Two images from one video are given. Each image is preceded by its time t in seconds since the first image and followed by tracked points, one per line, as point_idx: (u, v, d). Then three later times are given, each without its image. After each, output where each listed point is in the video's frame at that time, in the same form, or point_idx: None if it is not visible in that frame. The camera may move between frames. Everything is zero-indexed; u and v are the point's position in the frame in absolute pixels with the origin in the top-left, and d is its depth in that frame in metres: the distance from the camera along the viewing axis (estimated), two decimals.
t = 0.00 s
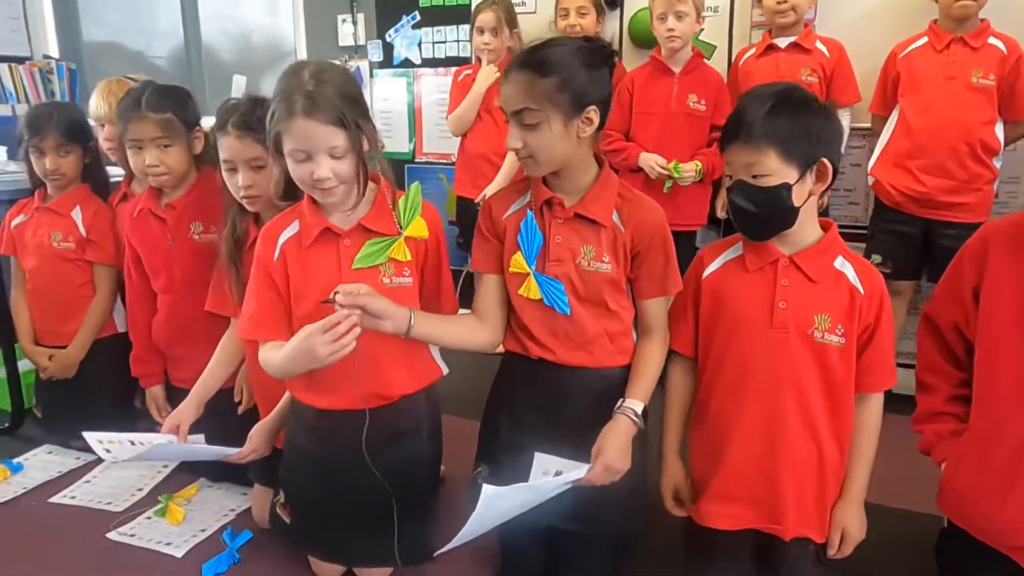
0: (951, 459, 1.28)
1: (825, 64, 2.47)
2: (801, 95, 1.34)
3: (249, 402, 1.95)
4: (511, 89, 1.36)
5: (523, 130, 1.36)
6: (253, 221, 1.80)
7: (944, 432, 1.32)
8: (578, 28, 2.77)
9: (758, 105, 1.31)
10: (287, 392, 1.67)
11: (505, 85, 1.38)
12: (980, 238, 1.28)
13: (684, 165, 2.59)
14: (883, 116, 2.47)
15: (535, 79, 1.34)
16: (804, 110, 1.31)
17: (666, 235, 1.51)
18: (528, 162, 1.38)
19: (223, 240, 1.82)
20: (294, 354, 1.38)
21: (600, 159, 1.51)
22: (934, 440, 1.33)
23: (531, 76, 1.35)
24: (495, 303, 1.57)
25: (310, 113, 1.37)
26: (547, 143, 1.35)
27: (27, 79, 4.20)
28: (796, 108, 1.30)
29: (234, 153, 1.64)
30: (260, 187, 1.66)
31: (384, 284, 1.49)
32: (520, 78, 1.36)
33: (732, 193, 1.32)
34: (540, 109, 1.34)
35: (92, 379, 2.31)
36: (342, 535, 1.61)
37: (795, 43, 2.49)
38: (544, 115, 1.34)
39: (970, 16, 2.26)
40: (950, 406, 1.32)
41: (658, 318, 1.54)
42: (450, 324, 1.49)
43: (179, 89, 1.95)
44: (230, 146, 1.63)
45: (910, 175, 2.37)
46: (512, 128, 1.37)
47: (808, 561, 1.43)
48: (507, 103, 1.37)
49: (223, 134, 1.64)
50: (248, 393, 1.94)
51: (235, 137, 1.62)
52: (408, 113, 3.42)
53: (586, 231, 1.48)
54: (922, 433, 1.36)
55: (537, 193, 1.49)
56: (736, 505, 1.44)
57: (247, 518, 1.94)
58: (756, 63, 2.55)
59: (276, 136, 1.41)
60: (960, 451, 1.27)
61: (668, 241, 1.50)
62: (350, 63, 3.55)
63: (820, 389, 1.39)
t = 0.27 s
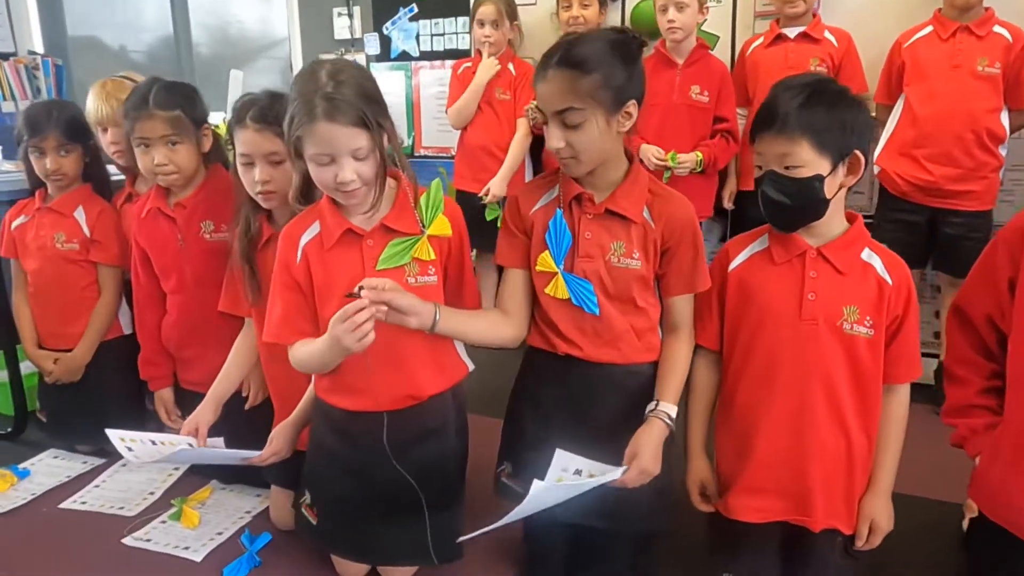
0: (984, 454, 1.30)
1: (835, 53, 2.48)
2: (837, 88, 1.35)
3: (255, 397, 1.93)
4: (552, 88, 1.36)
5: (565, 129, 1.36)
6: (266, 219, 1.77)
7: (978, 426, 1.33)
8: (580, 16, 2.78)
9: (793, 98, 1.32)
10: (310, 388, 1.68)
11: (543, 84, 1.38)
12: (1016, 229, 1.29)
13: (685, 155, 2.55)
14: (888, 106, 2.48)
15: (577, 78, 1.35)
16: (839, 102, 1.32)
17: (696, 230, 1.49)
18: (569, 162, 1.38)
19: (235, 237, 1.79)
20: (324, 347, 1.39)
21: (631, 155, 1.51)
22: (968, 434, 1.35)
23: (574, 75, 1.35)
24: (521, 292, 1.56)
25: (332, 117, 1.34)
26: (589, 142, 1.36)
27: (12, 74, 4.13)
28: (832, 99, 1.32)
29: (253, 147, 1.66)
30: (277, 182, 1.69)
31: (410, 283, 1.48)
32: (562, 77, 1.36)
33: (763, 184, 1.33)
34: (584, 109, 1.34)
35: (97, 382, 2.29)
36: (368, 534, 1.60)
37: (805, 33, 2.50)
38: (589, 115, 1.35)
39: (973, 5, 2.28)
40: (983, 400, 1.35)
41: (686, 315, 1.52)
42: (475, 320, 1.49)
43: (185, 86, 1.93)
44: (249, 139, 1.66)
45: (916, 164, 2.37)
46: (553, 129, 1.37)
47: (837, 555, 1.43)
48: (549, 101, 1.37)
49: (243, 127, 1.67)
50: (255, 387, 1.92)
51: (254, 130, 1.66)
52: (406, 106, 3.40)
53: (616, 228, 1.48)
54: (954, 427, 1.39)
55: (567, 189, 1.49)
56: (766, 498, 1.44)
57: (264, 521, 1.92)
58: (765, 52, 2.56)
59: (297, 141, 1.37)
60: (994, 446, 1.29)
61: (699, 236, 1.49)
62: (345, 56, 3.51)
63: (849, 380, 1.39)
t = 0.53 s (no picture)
0: None
1: (862, 40, 2.45)
2: (885, 73, 1.33)
3: (285, 396, 1.92)
4: (590, 84, 1.33)
5: (603, 125, 1.34)
6: (295, 217, 1.76)
7: None
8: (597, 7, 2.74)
9: (843, 87, 1.30)
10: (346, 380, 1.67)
11: (579, 80, 1.35)
12: None
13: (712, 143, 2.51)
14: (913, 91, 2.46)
15: (615, 73, 1.32)
16: (888, 87, 1.31)
17: (732, 219, 1.44)
18: (606, 157, 1.36)
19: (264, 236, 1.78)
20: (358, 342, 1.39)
21: (664, 146, 1.46)
22: (1015, 424, 1.35)
23: (609, 70, 1.32)
24: (552, 290, 1.53)
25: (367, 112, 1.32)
26: (627, 137, 1.34)
27: (25, 76, 4.23)
28: (882, 85, 1.30)
29: (282, 145, 1.65)
30: (307, 180, 1.67)
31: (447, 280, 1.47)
32: (600, 72, 1.33)
33: (818, 171, 1.30)
34: (623, 104, 1.32)
35: (123, 383, 2.29)
36: (405, 530, 1.59)
37: (829, 20, 2.48)
38: (627, 110, 1.33)
39: None
40: None
41: (719, 306, 1.49)
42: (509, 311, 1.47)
43: (218, 85, 1.95)
44: (278, 137, 1.65)
45: (943, 149, 2.36)
46: (590, 125, 1.35)
47: (883, 545, 1.42)
48: (584, 99, 1.34)
49: (272, 125, 1.65)
50: (285, 386, 1.92)
51: (283, 127, 1.65)
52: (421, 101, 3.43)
53: (651, 218, 1.43)
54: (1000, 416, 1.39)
55: (599, 180, 1.45)
56: (810, 489, 1.43)
57: (297, 520, 1.91)
58: (788, 39, 2.54)
59: (332, 137, 1.36)
60: None
61: (734, 225, 1.45)
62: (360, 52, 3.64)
63: (893, 369, 1.38)
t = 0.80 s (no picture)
0: None
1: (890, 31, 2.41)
2: (921, 55, 1.31)
3: (305, 390, 1.92)
4: (611, 72, 1.31)
5: (627, 113, 1.31)
6: (317, 209, 1.75)
7: None
8: (619, 1, 2.65)
9: (887, 71, 1.28)
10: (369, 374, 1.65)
11: (599, 68, 1.33)
12: None
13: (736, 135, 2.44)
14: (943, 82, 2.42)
15: (636, 60, 1.29)
16: (934, 68, 1.30)
17: (760, 207, 1.41)
18: (631, 145, 1.34)
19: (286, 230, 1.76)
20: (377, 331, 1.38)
21: (690, 132, 1.43)
22: None
23: (632, 56, 1.29)
24: (570, 282, 1.54)
25: (394, 96, 1.31)
26: (651, 124, 1.31)
27: (45, 75, 4.38)
28: (929, 67, 1.29)
29: (304, 135, 1.64)
30: (329, 170, 1.66)
31: (471, 269, 1.45)
32: (620, 59, 1.30)
33: (870, 154, 1.27)
34: (645, 91, 1.30)
35: (143, 376, 2.29)
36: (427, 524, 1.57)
37: (853, 11, 2.43)
38: (649, 97, 1.30)
39: None
40: None
41: (743, 298, 1.46)
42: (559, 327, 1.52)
43: (245, 75, 1.96)
44: (300, 127, 1.64)
45: (974, 141, 2.31)
46: (612, 113, 1.33)
47: (920, 542, 1.39)
48: (607, 86, 1.32)
49: (293, 114, 1.64)
50: (305, 379, 1.91)
51: (305, 117, 1.63)
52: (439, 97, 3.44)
53: (676, 205, 1.39)
54: None
55: (624, 167, 1.41)
56: (846, 484, 1.39)
57: (319, 515, 1.90)
58: (812, 30, 2.50)
59: (357, 122, 1.36)
60: None
61: (761, 214, 1.41)
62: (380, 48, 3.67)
63: (932, 361, 1.34)
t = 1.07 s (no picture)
0: None
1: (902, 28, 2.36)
2: (941, 40, 1.28)
3: (311, 381, 1.87)
4: (621, 54, 1.29)
5: (637, 97, 1.30)
6: (325, 198, 1.72)
7: None
8: None
9: (908, 55, 1.26)
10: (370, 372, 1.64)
11: (610, 49, 1.30)
12: None
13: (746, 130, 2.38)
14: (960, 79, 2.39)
15: (647, 41, 1.27)
16: (956, 54, 1.28)
17: (773, 198, 1.39)
18: (641, 130, 1.32)
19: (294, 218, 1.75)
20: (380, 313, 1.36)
21: (702, 121, 1.40)
22: None
23: (642, 37, 1.27)
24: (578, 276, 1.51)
25: (411, 77, 1.30)
26: (661, 108, 1.30)
27: (57, 69, 4.46)
28: (951, 52, 1.27)
29: (313, 121, 1.62)
30: (339, 157, 1.64)
31: (483, 253, 1.45)
32: (632, 41, 1.28)
33: (892, 138, 1.26)
34: (656, 73, 1.28)
35: (149, 365, 2.28)
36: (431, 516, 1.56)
37: (867, 7, 2.39)
38: (660, 79, 1.28)
39: None
40: None
41: (753, 292, 1.43)
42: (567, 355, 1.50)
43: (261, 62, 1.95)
44: (309, 113, 1.62)
45: (991, 138, 2.28)
46: (622, 95, 1.31)
47: (936, 541, 1.36)
48: (616, 68, 1.30)
49: (303, 100, 1.63)
50: (312, 371, 1.87)
51: (315, 103, 1.62)
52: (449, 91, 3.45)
53: (688, 194, 1.37)
54: None
55: (635, 154, 1.39)
56: (861, 482, 1.36)
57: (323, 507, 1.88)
58: (824, 25, 2.47)
59: (374, 101, 1.35)
60: None
61: (775, 205, 1.39)
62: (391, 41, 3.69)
63: (950, 356, 1.32)
